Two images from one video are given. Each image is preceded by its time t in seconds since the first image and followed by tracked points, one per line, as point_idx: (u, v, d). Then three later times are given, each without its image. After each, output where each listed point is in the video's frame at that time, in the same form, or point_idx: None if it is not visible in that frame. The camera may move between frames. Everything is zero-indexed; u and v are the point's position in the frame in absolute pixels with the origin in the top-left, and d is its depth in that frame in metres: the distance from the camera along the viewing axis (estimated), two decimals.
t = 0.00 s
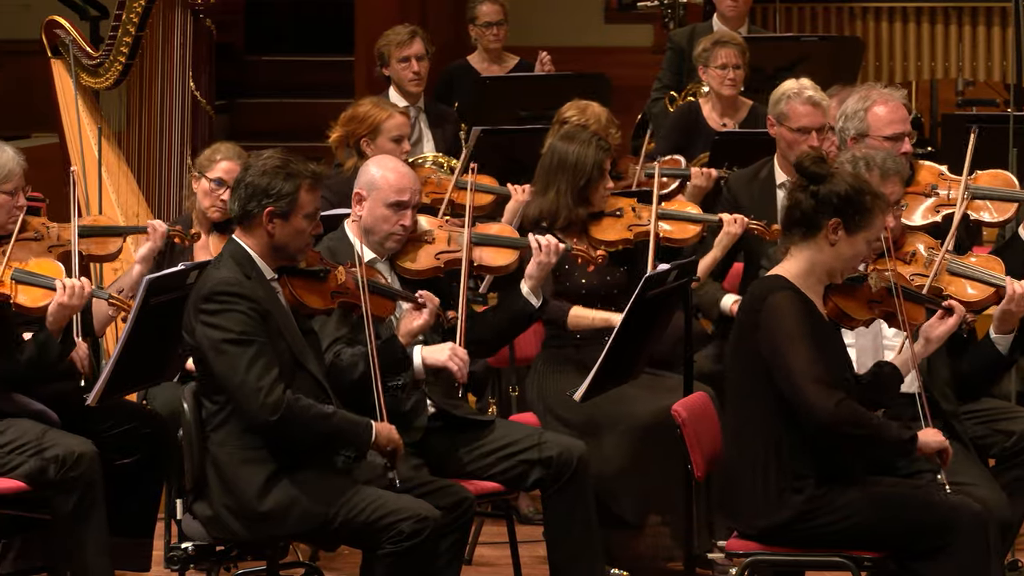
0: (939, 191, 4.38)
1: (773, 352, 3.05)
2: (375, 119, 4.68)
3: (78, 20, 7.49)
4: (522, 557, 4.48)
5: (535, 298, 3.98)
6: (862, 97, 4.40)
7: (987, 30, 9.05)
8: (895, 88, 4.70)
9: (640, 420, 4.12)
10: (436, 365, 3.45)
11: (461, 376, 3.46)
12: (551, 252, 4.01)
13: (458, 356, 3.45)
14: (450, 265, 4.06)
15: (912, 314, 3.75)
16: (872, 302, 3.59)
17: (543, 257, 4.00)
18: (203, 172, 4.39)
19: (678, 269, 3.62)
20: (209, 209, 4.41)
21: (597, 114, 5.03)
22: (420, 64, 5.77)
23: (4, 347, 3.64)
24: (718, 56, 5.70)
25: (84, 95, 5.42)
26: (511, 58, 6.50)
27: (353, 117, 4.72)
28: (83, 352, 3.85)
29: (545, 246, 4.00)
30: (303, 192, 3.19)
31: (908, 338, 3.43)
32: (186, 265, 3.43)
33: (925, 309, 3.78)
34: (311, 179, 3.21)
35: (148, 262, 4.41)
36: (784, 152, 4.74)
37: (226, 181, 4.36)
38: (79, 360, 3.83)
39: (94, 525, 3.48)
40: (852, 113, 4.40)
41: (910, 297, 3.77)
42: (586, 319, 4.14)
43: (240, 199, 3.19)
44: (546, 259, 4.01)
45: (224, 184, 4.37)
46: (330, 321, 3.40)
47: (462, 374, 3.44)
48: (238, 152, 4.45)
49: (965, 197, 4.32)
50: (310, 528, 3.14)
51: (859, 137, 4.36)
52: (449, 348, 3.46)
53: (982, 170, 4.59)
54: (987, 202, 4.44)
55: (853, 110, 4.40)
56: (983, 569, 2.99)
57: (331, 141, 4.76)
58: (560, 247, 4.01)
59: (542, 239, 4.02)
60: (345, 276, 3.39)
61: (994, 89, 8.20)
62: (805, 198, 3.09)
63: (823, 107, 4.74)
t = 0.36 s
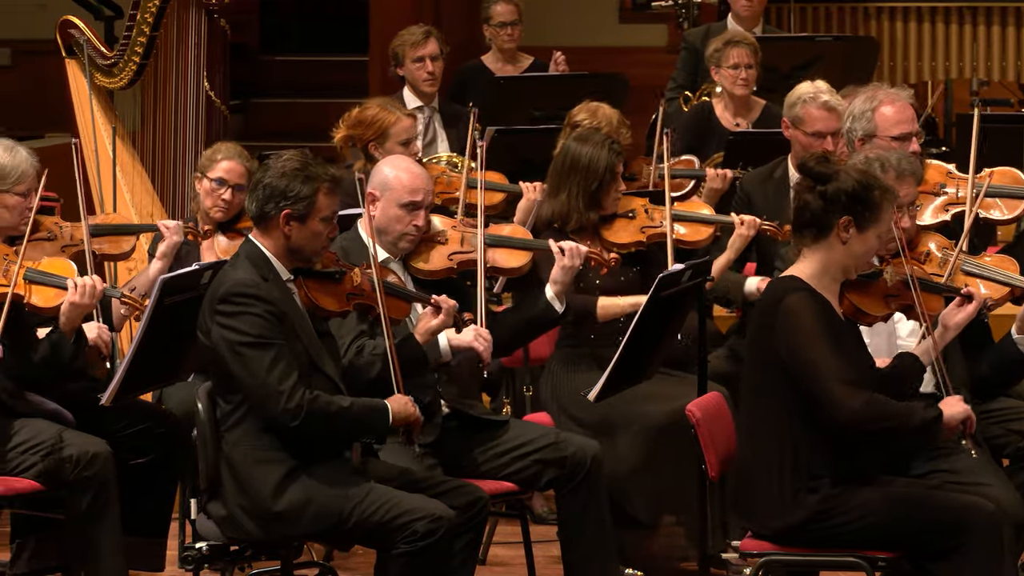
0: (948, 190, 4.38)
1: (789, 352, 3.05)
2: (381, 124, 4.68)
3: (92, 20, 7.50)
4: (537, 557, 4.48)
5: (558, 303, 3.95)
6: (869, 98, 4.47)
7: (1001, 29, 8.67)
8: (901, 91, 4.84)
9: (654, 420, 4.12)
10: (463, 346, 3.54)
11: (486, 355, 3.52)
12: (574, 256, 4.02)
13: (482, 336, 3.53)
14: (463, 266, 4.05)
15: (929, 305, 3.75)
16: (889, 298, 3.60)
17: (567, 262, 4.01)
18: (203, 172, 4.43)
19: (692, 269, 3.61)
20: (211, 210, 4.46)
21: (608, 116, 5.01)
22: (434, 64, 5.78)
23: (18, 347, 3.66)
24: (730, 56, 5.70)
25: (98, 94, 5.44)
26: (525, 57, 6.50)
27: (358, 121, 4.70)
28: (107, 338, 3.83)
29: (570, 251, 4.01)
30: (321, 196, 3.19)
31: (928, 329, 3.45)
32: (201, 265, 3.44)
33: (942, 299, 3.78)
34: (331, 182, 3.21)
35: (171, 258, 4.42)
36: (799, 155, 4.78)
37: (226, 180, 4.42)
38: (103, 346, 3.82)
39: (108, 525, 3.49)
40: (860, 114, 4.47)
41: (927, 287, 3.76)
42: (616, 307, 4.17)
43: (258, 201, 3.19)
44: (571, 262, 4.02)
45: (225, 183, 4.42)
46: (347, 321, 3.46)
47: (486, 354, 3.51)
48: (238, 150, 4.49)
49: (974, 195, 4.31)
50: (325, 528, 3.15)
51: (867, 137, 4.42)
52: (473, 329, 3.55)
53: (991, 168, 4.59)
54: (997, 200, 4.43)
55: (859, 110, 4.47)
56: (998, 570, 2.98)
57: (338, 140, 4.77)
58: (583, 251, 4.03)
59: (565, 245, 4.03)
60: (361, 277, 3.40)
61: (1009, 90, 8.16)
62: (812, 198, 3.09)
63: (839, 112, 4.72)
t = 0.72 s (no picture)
0: (963, 190, 4.36)
1: (803, 354, 3.04)
2: (391, 122, 4.67)
3: (107, 19, 7.51)
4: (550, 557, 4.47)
5: (571, 302, 3.95)
6: (883, 97, 4.47)
7: (1014, 30, 8.85)
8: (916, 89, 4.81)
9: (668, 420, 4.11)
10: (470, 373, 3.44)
11: (497, 382, 3.43)
12: (588, 255, 4.00)
13: (493, 363, 3.43)
14: (475, 265, 4.03)
15: (940, 301, 3.75)
16: (900, 296, 3.64)
17: (581, 261, 3.99)
18: (219, 169, 4.48)
19: (707, 269, 3.61)
20: (226, 206, 4.50)
21: (625, 114, 5.02)
22: (448, 64, 5.77)
23: (33, 346, 3.64)
24: (743, 56, 5.69)
25: (112, 94, 5.44)
26: (540, 58, 6.49)
27: (369, 121, 4.70)
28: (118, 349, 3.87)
29: (584, 251, 3.99)
30: (336, 196, 3.19)
31: (940, 325, 3.42)
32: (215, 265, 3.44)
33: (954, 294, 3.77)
34: (346, 182, 3.21)
35: (184, 261, 4.39)
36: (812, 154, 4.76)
37: (242, 178, 4.46)
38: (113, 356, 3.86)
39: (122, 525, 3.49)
40: (873, 113, 4.46)
41: (939, 283, 3.76)
42: (623, 295, 4.13)
43: (272, 200, 3.19)
44: (586, 261, 3.99)
45: (241, 181, 4.46)
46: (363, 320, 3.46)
47: (496, 381, 3.42)
48: (253, 148, 4.55)
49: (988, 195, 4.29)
50: (339, 529, 3.14)
51: (880, 137, 4.43)
52: (483, 355, 3.45)
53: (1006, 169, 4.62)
54: (1011, 200, 4.41)
55: (873, 109, 4.47)
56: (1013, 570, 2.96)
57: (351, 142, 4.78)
58: (597, 249, 4.00)
59: (578, 244, 4.01)
60: (377, 277, 3.41)
61: None
62: (826, 198, 3.08)
63: (851, 111, 4.72)
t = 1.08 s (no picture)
0: (979, 192, 4.37)
1: (815, 353, 3.04)
2: (416, 121, 4.67)
3: (122, 20, 7.53)
4: (564, 557, 4.47)
5: (581, 295, 3.94)
6: (902, 97, 4.50)
7: None
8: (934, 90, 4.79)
9: (682, 420, 4.10)
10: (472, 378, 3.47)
11: (495, 386, 3.45)
12: (596, 248, 4.00)
13: (490, 367, 3.45)
14: (486, 261, 4.09)
15: (952, 308, 3.73)
16: (911, 298, 3.63)
17: (589, 254, 3.99)
18: (243, 168, 4.48)
19: (720, 269, 3.59)
20: (250, 205, 4.49)
21: (642, 114, 5.02)
22: (462, 64, 5.77)
23: (47, 347, 3.62)
24: (758, 56, 5.67)
25: (126, 93, 5.42)
26: (554, 58, 6.49)
27: (394, 118, 4.70)
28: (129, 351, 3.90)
29: (593, 242, 3.98)
30: (354, 194, 3.19)
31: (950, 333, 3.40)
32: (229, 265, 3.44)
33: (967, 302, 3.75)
34: (364, 181, 3.21)
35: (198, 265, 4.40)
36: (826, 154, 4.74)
37: (267, 177, 4.45)
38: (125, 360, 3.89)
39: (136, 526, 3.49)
40: (891, 113, 4.51)
41: (951, 292, 3.74)
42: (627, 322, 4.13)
43: (290, 199, 3.19)
44: (592, 254, 3.99)
45: (267, 179, 4.46)
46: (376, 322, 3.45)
47: (495, 385, 3.44)
48: (278, 150, 4.55)
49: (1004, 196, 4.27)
50: (352, 528, 3.14)
51: (898, 136, 4.47)
52: (482, 360, 3.48)
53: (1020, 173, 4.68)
54: None
55: (892, 109, 4.51)
56: None
57: (376, 139, 4.75)
58: (605, 242, 4.00)
59: (587, 236, 3.99)
60: (391, 279, 3.41)
61: None
62: (840, 197, 3.07)
63: (866, 111, 4.71)
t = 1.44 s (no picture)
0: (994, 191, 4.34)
1: (831, 353, 3.03)
2: (426, 125, 4.67)
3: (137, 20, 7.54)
4: (578, 557, 4.46)
5: (593, 291, 3.95)
6: (917, 98, 4.49)
7: None
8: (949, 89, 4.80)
9: (696, 420, 4.10)
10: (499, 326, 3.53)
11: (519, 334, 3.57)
12: (607, 244, 4.02)
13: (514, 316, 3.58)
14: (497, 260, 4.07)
15: (969, 301, 3.74)
16: (926, 294, 3.63)
17: (600, 250, 4.01)
18: (252, 168, 4.47)
19: (735, 269, 3.58)
20: (259, 205, 4.49)
21: (657, 116, 5.02)
22: (476, 64, 5.77)
23: (61, 342, 3.63)
24: (774, 55, 5.65)
25: (140, 93, 5.44)
26: (568, 58, 6.48)
27: (403, 121, 4.69)
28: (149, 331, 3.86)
29: (604, 241, 4.01)
30: (371, 197, 3.19)
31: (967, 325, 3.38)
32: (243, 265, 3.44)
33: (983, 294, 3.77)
34: (381, 183, 3.21)
35: (210, 259, 4.44)
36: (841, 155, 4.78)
37: (274, 176, 4.45)
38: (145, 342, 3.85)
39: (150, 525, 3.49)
40: (907, 113, 4.49)
41: (968, 284, 3.76)
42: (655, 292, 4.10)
43: (307, 199, 3.19)
44: (604, 250, 4.02)
45: (274, 179, 4.46)
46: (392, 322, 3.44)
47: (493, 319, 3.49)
48: (287, 149, 4.54)
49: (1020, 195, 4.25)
50: (367, 527, 3.14)
51: (914, 137, 4.46)
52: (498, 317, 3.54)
53: None
54: None
55: (907, 110, 4.50)
56: None
57: (384, 138, 4.69)
58: (616, 239, 4.03)
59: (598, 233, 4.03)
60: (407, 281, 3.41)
61: None
62: (847, 199, 3.07)
63: (881, 113, 4.72)
